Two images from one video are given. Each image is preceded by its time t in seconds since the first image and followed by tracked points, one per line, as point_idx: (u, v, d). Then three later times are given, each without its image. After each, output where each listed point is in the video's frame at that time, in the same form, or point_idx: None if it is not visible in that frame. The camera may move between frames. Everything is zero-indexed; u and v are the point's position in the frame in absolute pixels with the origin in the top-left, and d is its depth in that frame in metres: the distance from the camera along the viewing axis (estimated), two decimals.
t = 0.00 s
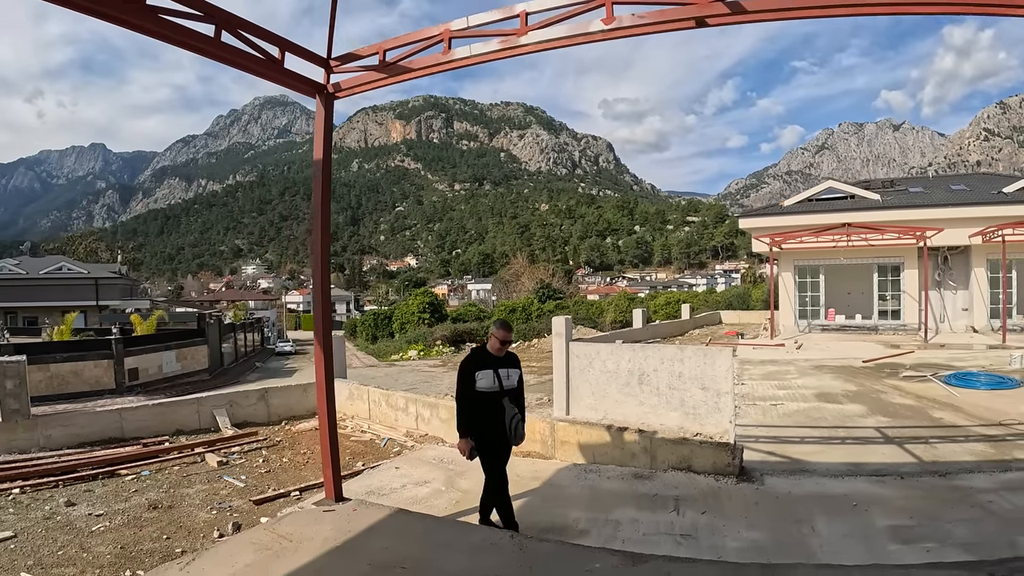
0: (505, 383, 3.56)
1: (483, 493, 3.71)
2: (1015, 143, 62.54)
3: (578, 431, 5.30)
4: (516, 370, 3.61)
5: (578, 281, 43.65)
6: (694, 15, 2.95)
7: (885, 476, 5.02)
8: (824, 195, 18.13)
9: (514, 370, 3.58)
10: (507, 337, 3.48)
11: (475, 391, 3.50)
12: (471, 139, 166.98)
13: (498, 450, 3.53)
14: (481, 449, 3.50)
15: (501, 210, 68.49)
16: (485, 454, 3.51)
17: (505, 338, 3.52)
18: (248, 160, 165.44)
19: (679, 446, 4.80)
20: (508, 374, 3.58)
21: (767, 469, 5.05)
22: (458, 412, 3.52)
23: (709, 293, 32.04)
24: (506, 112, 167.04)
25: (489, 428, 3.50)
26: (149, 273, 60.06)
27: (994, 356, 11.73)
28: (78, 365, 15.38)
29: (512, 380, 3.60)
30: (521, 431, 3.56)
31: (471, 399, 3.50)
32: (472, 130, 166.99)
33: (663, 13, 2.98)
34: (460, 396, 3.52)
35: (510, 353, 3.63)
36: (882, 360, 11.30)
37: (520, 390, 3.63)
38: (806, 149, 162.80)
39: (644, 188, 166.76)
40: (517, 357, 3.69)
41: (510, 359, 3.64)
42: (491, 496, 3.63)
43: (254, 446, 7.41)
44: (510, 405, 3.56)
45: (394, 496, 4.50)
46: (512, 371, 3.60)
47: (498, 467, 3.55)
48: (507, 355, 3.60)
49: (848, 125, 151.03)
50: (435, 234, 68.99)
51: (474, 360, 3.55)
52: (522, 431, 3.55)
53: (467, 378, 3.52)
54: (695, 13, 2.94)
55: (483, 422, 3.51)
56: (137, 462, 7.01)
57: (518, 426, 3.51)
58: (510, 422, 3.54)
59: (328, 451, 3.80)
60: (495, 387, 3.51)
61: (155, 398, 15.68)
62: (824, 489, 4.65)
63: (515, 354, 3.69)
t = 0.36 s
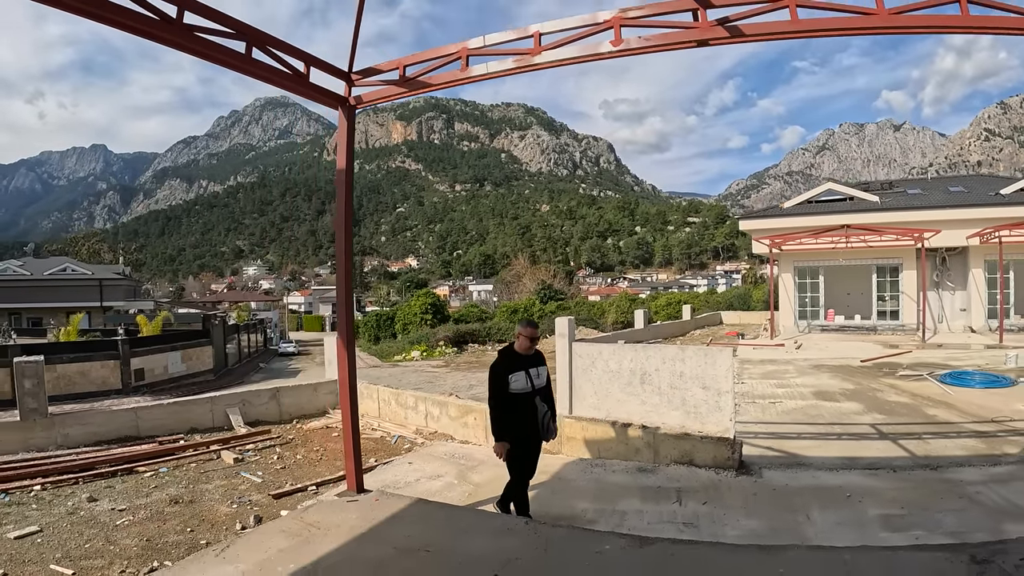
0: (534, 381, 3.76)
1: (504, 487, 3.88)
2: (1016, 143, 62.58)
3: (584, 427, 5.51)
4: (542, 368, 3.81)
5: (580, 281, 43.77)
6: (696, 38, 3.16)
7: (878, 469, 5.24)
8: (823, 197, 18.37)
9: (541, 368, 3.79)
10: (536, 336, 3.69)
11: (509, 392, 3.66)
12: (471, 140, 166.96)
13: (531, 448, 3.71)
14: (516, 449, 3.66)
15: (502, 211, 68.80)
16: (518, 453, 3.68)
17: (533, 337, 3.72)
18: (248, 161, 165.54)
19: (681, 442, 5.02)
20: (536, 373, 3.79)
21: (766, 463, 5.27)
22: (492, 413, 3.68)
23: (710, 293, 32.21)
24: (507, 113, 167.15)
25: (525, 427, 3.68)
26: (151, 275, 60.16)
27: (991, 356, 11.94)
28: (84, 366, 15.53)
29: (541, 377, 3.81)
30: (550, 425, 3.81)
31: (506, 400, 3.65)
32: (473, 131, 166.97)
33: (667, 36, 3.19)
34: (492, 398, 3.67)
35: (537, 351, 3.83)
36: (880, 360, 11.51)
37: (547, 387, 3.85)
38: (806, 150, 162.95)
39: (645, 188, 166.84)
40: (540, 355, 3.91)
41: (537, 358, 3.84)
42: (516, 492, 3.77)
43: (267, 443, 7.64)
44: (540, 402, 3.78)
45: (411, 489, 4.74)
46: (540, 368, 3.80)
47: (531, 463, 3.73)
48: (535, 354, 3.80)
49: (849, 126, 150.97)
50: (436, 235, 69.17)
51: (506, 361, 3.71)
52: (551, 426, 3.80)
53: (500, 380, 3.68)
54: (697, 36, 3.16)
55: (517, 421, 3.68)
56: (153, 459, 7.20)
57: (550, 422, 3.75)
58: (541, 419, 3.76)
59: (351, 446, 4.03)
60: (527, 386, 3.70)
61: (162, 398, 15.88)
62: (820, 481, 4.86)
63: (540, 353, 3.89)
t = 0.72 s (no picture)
0: (553, 383, 3.88)
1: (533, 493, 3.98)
2: (1016, 145, 62.66)
3: (584, 427, 5.66)
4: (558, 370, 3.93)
5: (580, 283, 43.85)
6: (691, 55, 3.31)
7: (870, 468, 5.38)
8: (821, 199, 18.51)
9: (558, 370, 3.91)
10: (551, 338, 3.85)
11: (529, 395, 3.79)
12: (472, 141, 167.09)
13: (556, 446, 3.82)
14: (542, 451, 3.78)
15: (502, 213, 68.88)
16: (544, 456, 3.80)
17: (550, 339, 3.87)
18: (249, 162, 165.58)
19: (678, 441, 5.17)
20: (552, 374, 3.91)
21: (760, 462, 5.41)
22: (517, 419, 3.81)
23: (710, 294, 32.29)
24: (508, 114, 167.25)
25: (546, 429, 3.80)
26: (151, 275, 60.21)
27: (987, 358, 12.07)
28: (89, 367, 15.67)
29: (557, 380, 3.93)
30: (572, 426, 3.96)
31: (527, 404, 3.78)
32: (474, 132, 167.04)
33: (664, 53, 3.34)
34: (514, 403, 3.80)
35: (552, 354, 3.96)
36: (876, 361, 11.64)
37: (564, 389, 3.97)
38: (807, 151, 162.96)
39: (645, 189, 166.92)
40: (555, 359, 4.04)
41: (552, 361, 3.96)
42: (532, 488, 3.88)
43: (274, 443, 7.80)
44: (560, 403, 3.91)
45: (415, 486, 4.88)
46: (556, 371, 3.93)
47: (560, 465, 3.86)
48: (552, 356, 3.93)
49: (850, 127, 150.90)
50: (437, 236, 69.25)
51: (524, 366, 3.84)
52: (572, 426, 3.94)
53: (520, 385, 3.80)
54: (691, 53, 3.30)
55: (539, 423, 3.79)
56: (162, 458, 7.35)
57: (570, 422, 3.90)
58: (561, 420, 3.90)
59: (359, 446, 4.22)
60: (546, 389, 3.83)
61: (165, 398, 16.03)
62: (812, 479, 5.01)
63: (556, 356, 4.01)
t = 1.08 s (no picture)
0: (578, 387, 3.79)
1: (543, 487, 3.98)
2: (1016, 145, 62.72)
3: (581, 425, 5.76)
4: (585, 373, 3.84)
5: (579, 282, 43.88)
6: (683, 63, 3.40)
7: (862, 466, 5.47)
8: (819, 200, 18.60)
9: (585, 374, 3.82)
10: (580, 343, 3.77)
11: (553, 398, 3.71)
12: (472, 140, 167.08)
13: (573, 449, 3.74)
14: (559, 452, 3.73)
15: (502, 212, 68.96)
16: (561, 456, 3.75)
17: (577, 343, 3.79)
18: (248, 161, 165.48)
19: (674, 437, 5.26)
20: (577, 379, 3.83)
21: (754, 460, 5.50)
22: (537, 418, 3.75)
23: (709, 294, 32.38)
24: (508, 114, 167.22)
25: (566, 431, 3.73)
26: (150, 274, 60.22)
27: (982, 358, 12.17)
28: (90, 365, 15.74)
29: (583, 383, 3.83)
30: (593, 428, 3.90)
31: (551, 405, 3.71)
32: (474, 131, 166.96)
33: (657, 61, 3.43)
34: (536, 402, 3.74)
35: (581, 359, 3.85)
36: (872, 361, 11.74)
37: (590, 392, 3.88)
38: (806, 150, 163.05)
39: (645, 189, 166.88)
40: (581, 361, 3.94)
41: (579, 363, 3.87)
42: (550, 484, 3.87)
43: (276, 440, 7.90)
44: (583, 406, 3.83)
45: (415, 483, 4.97)
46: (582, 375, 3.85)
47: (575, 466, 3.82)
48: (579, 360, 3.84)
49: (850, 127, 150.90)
50: (437, 236, 69.30)
51: (551, 366, 3.75)
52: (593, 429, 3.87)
53: (545, 386, 3.72)
54: (683, 61, 3.40)
55: (560, 425, 3.73)
56: (165, 455, 7.45)
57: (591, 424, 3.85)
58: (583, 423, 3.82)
59: (360, 441, 4.31)
60: (572, 393, 3.74)
61: (166, 397, 16.10)
62: (805, 476, 5.10)
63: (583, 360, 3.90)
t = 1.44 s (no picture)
0: (606, 383, 3.94)
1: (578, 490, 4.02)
2: (1014, 146, 62.76)
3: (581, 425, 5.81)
4: (612, 371, 3.99)
5: (577, 283, 43.83)
6: (680, 67, 3.43)
7: (858, 466, 5.51)
8: (817, 201, 18.64)
9: (613, 372, 3.97)
10: (610, 340, 3.92)
11: (580, 391, 3.88)
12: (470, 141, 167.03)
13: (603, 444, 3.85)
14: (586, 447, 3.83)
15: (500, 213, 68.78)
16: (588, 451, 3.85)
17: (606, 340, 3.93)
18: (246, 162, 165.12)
19: (672, 437, 5.31)
20: (606, 375, 3.99)
21: (751, 460, 5.54)
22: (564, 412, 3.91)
23: (706, 296, 32.39)
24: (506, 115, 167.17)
25: (594, 425, 3.86)
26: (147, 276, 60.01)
27: (978, 359, 12.22)
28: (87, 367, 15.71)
29: (611, 381, 3.98)
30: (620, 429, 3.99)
31: (578, 398, 3.87)
32: (472, 133, 166.88)
33: (654, 65, 3.46)
34: (564, 396, 3.91)
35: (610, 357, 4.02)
36: (869, 362, 11.77)
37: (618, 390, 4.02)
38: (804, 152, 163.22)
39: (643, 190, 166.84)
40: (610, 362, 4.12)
41: (607, 362, 4.04)
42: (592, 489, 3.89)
43: (275, 441, 7.92)
44: (610, 404, 3.95)
45: (413, 483, 5.00)
46: (610, 372, 3.99)
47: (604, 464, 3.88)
48: (606, 357, 4.00)
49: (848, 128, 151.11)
50: (435, 237, 69.25)
51: (579, 361, 3.94)
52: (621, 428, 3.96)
53: (573, 379, 3.90)
54: (680, 65, 3.43)
55: (586, 419, 3.86)
56: (164, 456, 7.46)
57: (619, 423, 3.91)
58: (611, 421, 3.93)
59: (360, 440, 4.32)
60: (598, 388, 3.90)
61: (163, 398, 16.07)
62: (801, 476, 5.13)
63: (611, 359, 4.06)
